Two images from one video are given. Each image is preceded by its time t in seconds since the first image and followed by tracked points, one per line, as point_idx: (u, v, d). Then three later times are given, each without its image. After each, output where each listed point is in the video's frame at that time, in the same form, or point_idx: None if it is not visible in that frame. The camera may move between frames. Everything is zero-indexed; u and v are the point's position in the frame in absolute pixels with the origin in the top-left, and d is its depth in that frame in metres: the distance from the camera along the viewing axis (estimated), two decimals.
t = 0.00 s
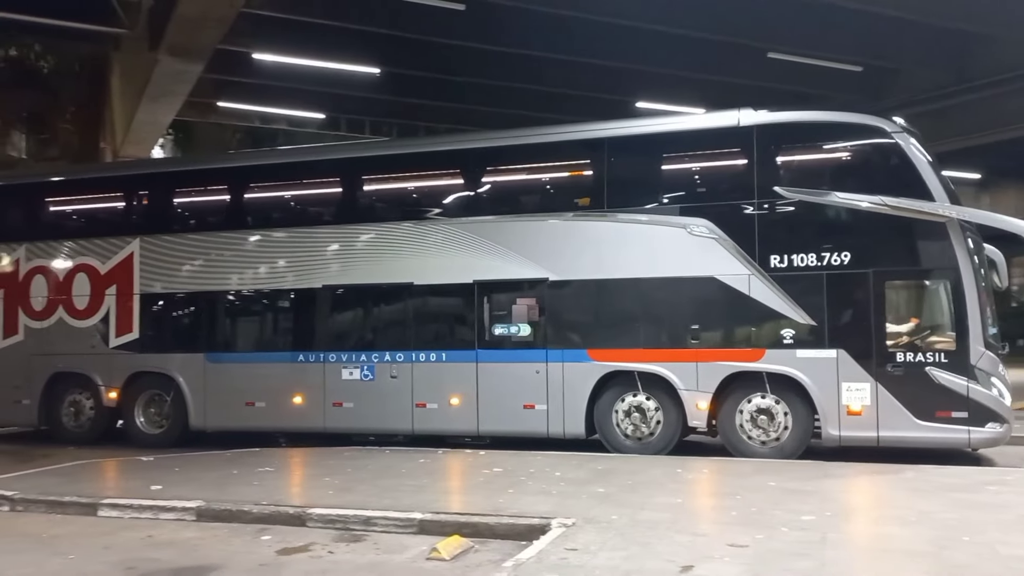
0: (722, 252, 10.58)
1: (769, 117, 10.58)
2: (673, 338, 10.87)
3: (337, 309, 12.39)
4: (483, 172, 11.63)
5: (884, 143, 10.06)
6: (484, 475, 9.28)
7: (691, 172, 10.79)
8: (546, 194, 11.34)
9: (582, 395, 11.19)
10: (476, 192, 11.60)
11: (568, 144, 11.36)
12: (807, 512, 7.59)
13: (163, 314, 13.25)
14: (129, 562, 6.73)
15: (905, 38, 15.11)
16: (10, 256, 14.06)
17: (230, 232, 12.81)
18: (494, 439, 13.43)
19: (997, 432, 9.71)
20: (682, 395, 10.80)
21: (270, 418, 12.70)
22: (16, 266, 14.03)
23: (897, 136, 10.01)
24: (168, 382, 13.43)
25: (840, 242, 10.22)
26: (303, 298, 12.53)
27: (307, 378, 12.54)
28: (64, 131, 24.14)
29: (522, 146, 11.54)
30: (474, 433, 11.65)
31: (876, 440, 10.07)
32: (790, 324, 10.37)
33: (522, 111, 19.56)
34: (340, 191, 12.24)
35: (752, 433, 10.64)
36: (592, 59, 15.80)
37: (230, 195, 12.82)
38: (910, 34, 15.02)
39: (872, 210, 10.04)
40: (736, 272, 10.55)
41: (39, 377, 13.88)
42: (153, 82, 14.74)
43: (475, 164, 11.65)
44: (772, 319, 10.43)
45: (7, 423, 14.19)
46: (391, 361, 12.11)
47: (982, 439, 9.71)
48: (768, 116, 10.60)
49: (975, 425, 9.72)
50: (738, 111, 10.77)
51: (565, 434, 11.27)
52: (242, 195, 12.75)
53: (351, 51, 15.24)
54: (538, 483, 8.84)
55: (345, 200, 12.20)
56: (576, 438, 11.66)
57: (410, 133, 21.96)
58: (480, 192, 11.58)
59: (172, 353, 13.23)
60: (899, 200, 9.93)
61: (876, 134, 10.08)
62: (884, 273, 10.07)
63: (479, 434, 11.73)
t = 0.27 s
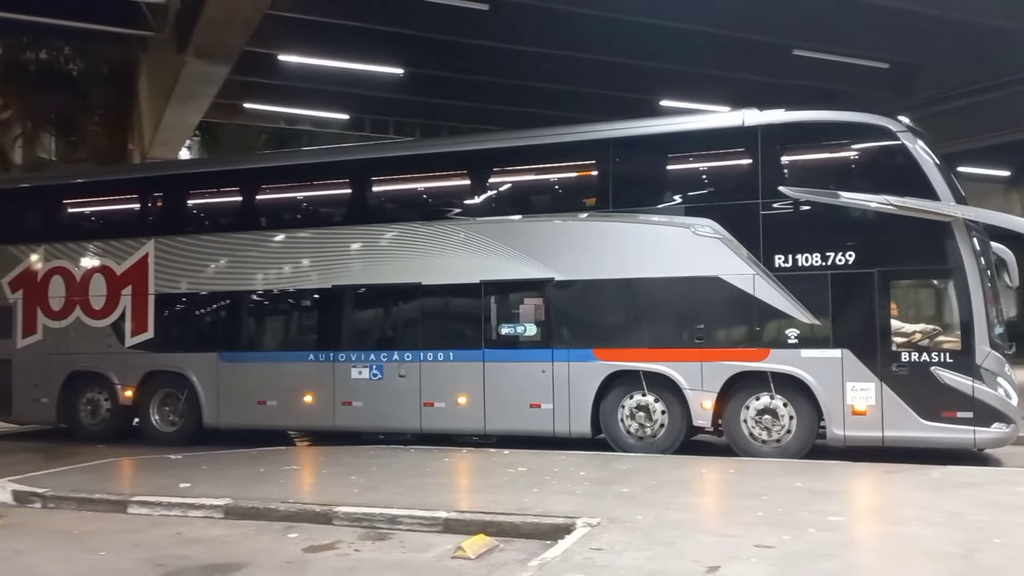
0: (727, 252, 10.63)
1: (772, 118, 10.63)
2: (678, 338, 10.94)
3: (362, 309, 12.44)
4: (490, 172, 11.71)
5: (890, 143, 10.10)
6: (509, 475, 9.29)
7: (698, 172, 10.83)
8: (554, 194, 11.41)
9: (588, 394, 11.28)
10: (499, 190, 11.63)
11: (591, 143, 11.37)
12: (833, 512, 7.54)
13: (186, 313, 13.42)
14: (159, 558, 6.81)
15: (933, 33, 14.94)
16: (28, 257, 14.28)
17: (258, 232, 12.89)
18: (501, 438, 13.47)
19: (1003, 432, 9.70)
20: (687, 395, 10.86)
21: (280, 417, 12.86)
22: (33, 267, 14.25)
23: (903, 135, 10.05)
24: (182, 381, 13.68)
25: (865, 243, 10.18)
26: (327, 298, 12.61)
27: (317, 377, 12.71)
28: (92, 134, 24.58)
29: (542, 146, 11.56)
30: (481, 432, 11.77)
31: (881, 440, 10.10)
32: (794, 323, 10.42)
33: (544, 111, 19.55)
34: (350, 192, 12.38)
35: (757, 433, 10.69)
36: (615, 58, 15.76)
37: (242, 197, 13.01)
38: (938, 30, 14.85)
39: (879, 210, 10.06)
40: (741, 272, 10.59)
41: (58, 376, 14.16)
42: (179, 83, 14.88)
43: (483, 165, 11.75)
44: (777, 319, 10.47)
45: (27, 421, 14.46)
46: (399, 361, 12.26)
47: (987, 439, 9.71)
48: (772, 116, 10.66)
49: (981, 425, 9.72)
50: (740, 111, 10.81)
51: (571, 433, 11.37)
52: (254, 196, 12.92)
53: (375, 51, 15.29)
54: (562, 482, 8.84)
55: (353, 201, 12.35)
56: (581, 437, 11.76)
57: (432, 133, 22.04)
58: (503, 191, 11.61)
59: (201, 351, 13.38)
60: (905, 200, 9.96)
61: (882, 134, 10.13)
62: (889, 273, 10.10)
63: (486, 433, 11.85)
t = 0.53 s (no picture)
0: (730, 252, 10.69)
1: (776, 118, 10.65)
2: (681, 338, 11.00)
3: (382, 309, 12.53)
4: (496, 174, 11.82)
5: (894, 143, 10.10)
6: (532, 475, 9.29)
7: (704, 173, 10.89)
8: (561, 195, 11.50)
9: (592, 394, 11.39)
10: (520, 190, 11.69)
11: (613, 144, 11.38)
12: (859, 513, 7.48)
13: (208, 313, 13.56)
14: (186, 556, 6.88)
15: (959, 29, 14.75)
16: (44, 258, 14.46)
17: (286, 233, 12.94)
18: (505, 437, 13.68)
19: (1007, 432, 9.69)
20: (690, 394, 10.93)
21: (290, 416, 13.09)
22: (48, 268, 14.43)
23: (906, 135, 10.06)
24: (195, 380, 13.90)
25: (887, 241, 10.14)
26: (349, 298, 12.71)
27: (326, 376, 12.89)
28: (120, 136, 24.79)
29: (561, 146, 11.60)
30: (486, 431, 11.88)
31: (884, 440, 10.10)
32: (797, 323, 10.45)
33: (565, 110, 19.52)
34: (358, 194, 12.54)
35: (760, 433, 10.72)
36: (636, 57, 15.72)
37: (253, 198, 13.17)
38: (965, 26, 14.67)
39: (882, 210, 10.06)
40: (744, 272, 10.65)
41: (74, 375, 14.33)
42: (204, 86, 15.02)
43: (489, 166, 11.86)
44: (779, 318, 10.51)
45: (43, 419, 14.64)
46: (407, 360, 12.41)
47: (990, 439, 9.69)
48: (776, 117, 10.69)
49: (984, 425, 9.71)
50: (744, 111, 10.83)
51: (575, 432, 11.47)
52: (265, 198, 13.10)
53: (396, 53, 15.34)
54: (585, 482, 8.82)
55: (362, 203, 12.51)
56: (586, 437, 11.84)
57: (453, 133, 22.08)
58: (526, 191, 11.66)
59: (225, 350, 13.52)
60: (909, 199, 9.95)
61: (885, 134, 10.14)
62: (892, 273, 10.12)
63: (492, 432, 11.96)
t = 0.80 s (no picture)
0: (727, 251, 10.71)
1: (773, 118, 10.67)
2: (679, 337, 11.03)
3: (394, 309, 12.58)
4: (495, 176, 11.90)
5: (890, 142, 10.06)
6: (549, 474, 9.29)
7: (704, 173, 10.88)
8: (562, 195, 11.55)
9: (591, 393, 11.45)
10: (536, 190, 11.72)
11: (628, 143, 11.37)
12: (879, 514, 7.42)
13: (227, 312, 13.65)
14: (206, 554, 6.92)
15: (980, 25, 14.57)
16: (54, 258, 14.63)
17: (296, 233, 13.04)
18: (505, 437, 13.83)
19: (1004, 432, 9.64)
20: (687, 394, 10.96)
21: (294, 415, 13.25)
22: (59, 268, 14.61)
23: (902, 134, 10.01)
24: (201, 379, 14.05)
25: (905, 239, 10.03)
26: (364, 298, 12.74)
27: (328, 376, 13.01)
28: (139, 137, 25.29)
29: (576, 145, 11.61)
30: (487, 429, 11.97)
31: (880, 439, 10.09)
32: (794, 322, 10.45)
33: (581, 109, 19.49)
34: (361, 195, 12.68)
35: (757, 432, 10.75)
36: (652, 55, 15.67)
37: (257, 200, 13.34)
38: (986, 23, 14.50)
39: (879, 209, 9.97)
40: (741, 272, 10.66)
41: (84, 375, 14.55)
42: (223, 87, 15.11)
43: (489, 168, 11.94)
44: (776, 317, 10.52)
45: (53, 418, 14.85)
46: (408, 359, 12.51)
47: (987, 438, 9.65)
48: (773, 117, 10.68)
49: (980, 424, 9.68)
50: (741, 111, 10.86)
51: (575, 431, 11.54)
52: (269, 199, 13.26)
53: (413, 53, 15.38)
54: (603, 482, 8.80)
55: (364, 204, 12.65)
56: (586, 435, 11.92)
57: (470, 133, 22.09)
58: (541, 190, 11.68)
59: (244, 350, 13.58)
60: (905, 199, 9.86)
61: (880, 135, 10.11)
62: (888, 272, 10.09)
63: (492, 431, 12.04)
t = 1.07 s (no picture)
0: (724, 251, 10.84)
1: (770, 119, 10.74)
2: (677, 336, 11.13)
3: (405, 309, 12.64)
4: (494, 177, 12.02)
5: (886, 143, 10.11)
6: (566, 474, 9.28)
7: (704, 173, 10.98)
8: (563, 196, 11.66)
9: (589, 392, 11.54)
10: (550, 190, 11.73)
11: (646, 143, 11.38)
12: (898, 514, 7.37)
13: (248, 308, 13.71)
14: (225, 552, 6.97)
15: (1000, 21, 14.42)
16: (63, 259, 14.83)
17: (301, 234, 13.16)
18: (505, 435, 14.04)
19: (999, 431, 9.70)
20: (685, 392, 11.07)
21: (298, 414, 13.39)
22: (67, 269, 14.83)
23: (899, 134, 10.05)
24: (206, 378, 14.28)
25: (917, 241, 10.04)
26: (378, 300, 12.79)
27: (332, 375, 13.16)
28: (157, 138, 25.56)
29: (597, 143, 11.60)
30: (487, 428, 12.08)
31: (876, 437, 10.17)
32: (790, 321, 10.56)
33: (598, 108, 19.43)
34: (362, 196, 12.77)
35: (752, 430, 10.84)
36: (669, 54, 15.61)
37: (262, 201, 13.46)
38: (1007, 19, 14.35)
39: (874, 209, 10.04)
40: (738, 272, 10.78)
41: (92, 374, 14.77)
42: (241, 88, 15.17)
43: (487, 169, 12.05)
44: (773, 317, 10.63)
45: (63, 417, 15.10)
46: (409, 358, 12.64)
47: (982, 437, 9.71)
48: (769, 118, 10.76)
49: (975, 423, 9.74)
50: (739, 112, 10.97)
51: (573, 430, 11.64)
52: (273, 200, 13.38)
53: (427, 53, 15.41)
54: (620, 482, 8.79)
55: (366, 204, 12.74)
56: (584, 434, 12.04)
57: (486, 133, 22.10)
58: (556, 190, 11.70)
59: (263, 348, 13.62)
60: (900, 199, 9.92)
61: (876, 135, 10.16)
62: (883, 272, 10.19)
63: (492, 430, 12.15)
